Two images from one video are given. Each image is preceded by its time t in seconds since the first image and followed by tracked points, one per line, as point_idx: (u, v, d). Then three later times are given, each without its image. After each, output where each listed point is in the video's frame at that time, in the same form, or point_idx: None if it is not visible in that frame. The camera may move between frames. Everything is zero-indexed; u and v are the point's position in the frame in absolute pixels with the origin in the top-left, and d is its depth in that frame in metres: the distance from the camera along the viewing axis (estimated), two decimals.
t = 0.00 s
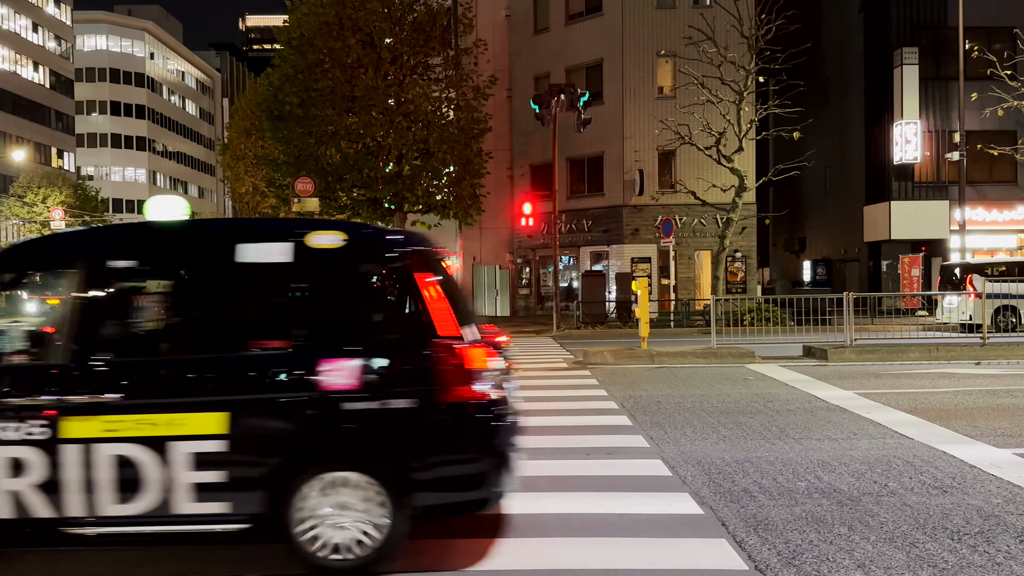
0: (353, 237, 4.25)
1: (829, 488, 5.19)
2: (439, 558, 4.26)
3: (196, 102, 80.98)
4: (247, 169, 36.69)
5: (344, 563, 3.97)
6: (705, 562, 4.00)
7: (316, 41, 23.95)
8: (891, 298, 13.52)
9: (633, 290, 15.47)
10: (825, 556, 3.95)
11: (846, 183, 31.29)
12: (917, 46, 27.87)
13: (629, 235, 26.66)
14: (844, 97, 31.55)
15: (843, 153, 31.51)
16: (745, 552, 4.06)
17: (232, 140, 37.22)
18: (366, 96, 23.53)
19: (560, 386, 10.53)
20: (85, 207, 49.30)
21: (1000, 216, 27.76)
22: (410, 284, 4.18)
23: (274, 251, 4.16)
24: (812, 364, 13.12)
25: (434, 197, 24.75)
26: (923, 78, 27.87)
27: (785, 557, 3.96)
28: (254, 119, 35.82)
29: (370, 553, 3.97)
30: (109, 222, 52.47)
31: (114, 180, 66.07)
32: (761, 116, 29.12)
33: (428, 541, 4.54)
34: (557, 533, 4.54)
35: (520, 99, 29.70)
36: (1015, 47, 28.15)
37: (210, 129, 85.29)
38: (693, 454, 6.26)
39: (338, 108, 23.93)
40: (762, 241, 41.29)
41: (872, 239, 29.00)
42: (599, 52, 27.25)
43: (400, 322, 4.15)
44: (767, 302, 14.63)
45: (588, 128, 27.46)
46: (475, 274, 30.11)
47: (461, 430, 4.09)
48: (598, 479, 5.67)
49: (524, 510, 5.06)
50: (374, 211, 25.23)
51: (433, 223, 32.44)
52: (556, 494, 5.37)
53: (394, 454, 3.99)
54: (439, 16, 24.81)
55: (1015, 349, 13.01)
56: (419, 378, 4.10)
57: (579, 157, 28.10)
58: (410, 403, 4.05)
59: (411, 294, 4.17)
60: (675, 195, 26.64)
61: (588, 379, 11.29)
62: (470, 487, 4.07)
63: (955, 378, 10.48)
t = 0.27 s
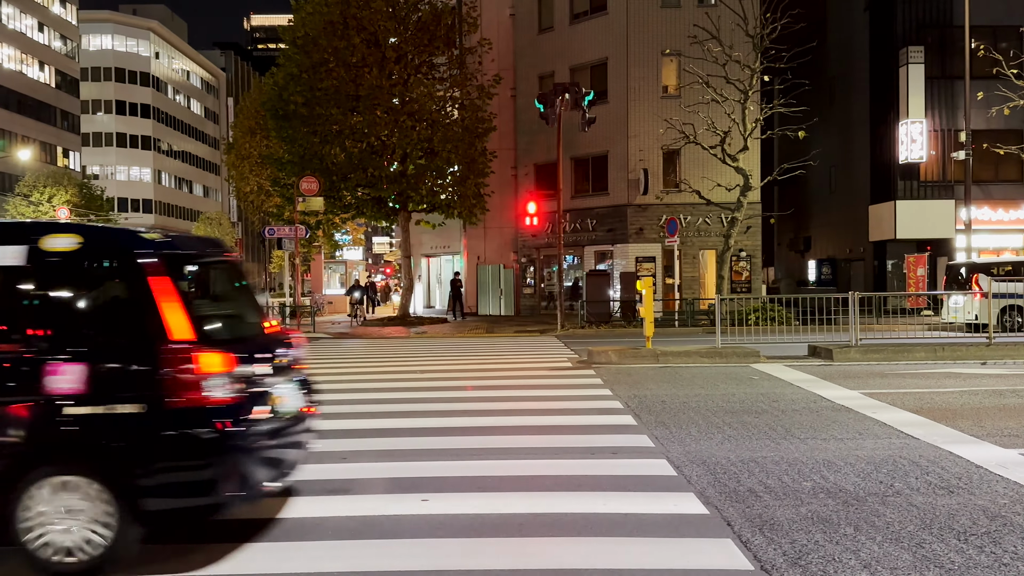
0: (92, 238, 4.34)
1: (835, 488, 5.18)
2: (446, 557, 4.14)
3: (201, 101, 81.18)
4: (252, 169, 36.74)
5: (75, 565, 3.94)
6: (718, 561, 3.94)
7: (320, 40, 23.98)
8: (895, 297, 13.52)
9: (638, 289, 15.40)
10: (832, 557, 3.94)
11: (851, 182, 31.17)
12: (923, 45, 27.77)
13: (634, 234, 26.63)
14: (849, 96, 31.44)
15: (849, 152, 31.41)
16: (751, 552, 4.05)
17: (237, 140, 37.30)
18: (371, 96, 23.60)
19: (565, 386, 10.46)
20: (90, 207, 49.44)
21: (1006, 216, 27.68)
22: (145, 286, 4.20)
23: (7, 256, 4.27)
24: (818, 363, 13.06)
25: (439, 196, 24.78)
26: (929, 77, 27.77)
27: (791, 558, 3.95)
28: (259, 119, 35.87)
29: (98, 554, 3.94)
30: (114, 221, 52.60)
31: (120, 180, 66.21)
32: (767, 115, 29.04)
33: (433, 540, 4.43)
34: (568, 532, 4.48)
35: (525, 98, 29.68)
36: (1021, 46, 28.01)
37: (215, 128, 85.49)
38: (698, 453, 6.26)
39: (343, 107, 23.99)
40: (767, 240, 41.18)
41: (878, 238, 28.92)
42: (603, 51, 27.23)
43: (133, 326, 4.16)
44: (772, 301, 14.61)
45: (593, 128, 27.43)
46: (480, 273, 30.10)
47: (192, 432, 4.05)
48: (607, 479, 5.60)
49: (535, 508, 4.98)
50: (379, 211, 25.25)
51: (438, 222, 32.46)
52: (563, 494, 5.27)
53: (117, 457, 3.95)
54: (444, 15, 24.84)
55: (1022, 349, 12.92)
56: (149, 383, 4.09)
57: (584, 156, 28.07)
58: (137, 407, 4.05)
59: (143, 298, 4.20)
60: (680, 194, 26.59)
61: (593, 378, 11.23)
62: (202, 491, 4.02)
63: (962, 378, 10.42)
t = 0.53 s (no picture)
0: None
1: (839, 487, 5.18)
2: (450, 555, 4.05)
3: (205, 101, 81.32)
4: (255, 169, 36.79)
5: None
6: (730, 562, 3.85)
7: (323, 39, 24.03)
8: (898, 297, 13.48)
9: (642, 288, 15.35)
10: (837, 556, 3.94)
11: (855, 181, 31.09)
12: (927, 44, 27.71)
13: (637, 233, 26.61)
14: (853, 95, 31.37)
15: (853, 151, 31.33)
16: (756, 551, 4.04)
17: (240, 139, 37.34)
18: (374, 96, 23.66)
19: (569, 385, 10.41)
20: (95, 206, 49.54)
21: (1010, 215, 27.62)
22: None
23: None
24: (822, 363, 13.00)
25: (442, 196, 24.81)
26: (933, 76, 27.71)
27: (796, 557, 3.95)
28: (263, 118, 35.95)
29: None
30: (118, 221, 52.67)
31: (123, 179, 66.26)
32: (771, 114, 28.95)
33: (437, 538, 4.32)
34: (576, 531, 4.38)
35: (528, 98, 29.70)
36: None
37: (218, 128, 85.67)
38: (703, 453, 6.25)
39: (346, 107, 24.00)
40: (771, 240, 41.10)
41: (881, 238, 28.86)
42: (606, 50, 27.22)
43: None
44: (775, 301, 14.59)
45: (596, 128, 27.44)
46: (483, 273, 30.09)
47: None
48: (613, 478, 5.50)
49: (541, 507, 4.87)
50: (382, 210, 25.31)
51: (440, 222, 32.52)
52: (570, 493, 5.16)
53: None
54: (447, 15, 24.92)
55: None
56: None
57: (587, 156, 28.07)
58: None
59: None
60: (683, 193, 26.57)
61: (597, 377, 11.18)
62: None
63: (967, 378, 10.37)
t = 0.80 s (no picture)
0: None
1: (843, 487, 5.17)
2: (454, 554, 4.12)
3: (208, 101, 81.44)
4: (259, 168, 36.85)
5: None
6: (730, 559, 3.91)
7: (326, 38, 24.07)
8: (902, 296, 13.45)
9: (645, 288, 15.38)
10: (841, 556, 3.94)
11: (858, 181, 31.06)
12: (930, 43, 27.65)
13: (640, 233, 26.60)
14: (857, 95, 31.34)
15: (856, 151, 31.28)
16: (760, 551, 4.05)
17: (244, 139, 37.40)
18: (377, 95, 23.63)
19: (571, 385, 10.47)
20: (99, 206, 49.66)
21: (1015, 215, 27.54)
22: None
23: None
24: (824, 362, 12.99)
25: (445, 195, 24.83)
26: (936, 75, 27.67)
27: (800, 557, 3.95)
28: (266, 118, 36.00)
29: None
30: (122, 220, 52.80)
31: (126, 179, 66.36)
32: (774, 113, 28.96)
33: (441, 537, 4.39)
34: (577, 529, 4.44)
35: (531, 98, 29.68)
36: None
37: (221, 127, 85.80)
38: (706, 452, 6.25)
39: (349, 106, 23.99)
40: (774, 239, 41.09)
41: (884, 238, 28.82)
42: (609, 49, 27.20)
43: None
44: (778, 300, 14.61)
45: (599, 127, 27.43)
46: (486, 272, 30.07)
47: None
48: (615, 476, 5.56)
49: (543, 505, 4.94)
50: (384, 210, 25.36)
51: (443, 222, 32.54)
52: (573, 492, 5.20)
53: None
54: (450, 14, 24.92)
55: None
56: None
57: (590, 155, 28.07)
58: None
59: None
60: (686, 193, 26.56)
61: (600, 377, 11.23)
62: None
63: (970, 378, 10.38)
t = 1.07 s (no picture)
0: None
1: (845, 487, 5.16)
2: (455, 553, 4.12)
3: (210, 100, 81.51)
4: (261, 168, 36.87)
5: None
6: (732, 559, 3.91)
7: (328, 38, 24.09)
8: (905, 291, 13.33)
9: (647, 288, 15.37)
10: (843, 555, 3.93)
11: (861, 180, 31.01)
12: (933, 43, 27.59)
13: (642, 233, 26.57)
14: (859, 94, 31.28)
15: (859, 150, 31.22)
16: (762, 551, 4.04)
17: (246, 138, 37.43)
18: (379, 95, 23.61)
19: (573, 384, 10.47)
20: (101, 205, 49.71)
21: (1017, 214, 27.49)
22: None
23: None
24: (826, 362, 12.94)
25: (447, 195, 24.85)
26: (939, 75, 27.63)
27: (802, 557, 3.94)
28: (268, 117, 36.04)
29: None
30: (125, 219, 52.89)
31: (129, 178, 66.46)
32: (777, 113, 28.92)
33: (443, 536, 4.39)
34: (579, 529, 4.44)
35: (532, 97, 29.66)
36: None
37: (223, 127, 85.90)
38: (708, 452, 6.24)
39: (351, 106, 23.99)
40: (777, 239, 41.04)
41: (887, 237, 28.78)
42: (612, 49, 27.18)
43: None
44: (780, 300, 14.60)
45: (601, 127, 27.42)
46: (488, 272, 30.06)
47: None
48: (617, 476, 5.55)
49: (545, 505, 4.93)
50: (386, 209, 25.42)
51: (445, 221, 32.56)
52: (575, 492, 5.19)
53: None
54: (452, 14, 24.93)
55: None
56: None
57: (592, 155, 28.06)
58: None
59: None
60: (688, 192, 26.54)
61: (602, 376, 11.23)
62: None
63: (973, 377, 10.37)
